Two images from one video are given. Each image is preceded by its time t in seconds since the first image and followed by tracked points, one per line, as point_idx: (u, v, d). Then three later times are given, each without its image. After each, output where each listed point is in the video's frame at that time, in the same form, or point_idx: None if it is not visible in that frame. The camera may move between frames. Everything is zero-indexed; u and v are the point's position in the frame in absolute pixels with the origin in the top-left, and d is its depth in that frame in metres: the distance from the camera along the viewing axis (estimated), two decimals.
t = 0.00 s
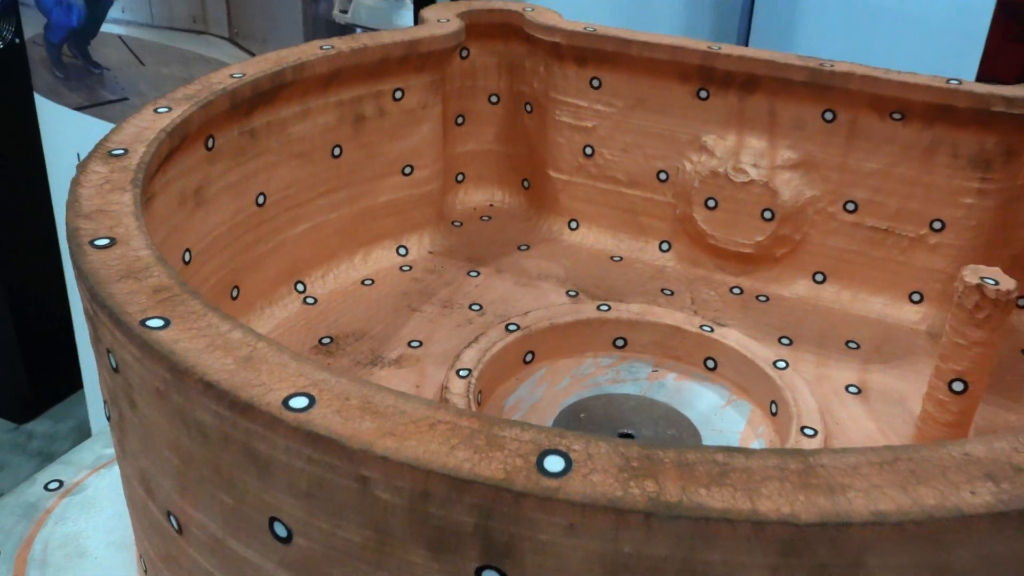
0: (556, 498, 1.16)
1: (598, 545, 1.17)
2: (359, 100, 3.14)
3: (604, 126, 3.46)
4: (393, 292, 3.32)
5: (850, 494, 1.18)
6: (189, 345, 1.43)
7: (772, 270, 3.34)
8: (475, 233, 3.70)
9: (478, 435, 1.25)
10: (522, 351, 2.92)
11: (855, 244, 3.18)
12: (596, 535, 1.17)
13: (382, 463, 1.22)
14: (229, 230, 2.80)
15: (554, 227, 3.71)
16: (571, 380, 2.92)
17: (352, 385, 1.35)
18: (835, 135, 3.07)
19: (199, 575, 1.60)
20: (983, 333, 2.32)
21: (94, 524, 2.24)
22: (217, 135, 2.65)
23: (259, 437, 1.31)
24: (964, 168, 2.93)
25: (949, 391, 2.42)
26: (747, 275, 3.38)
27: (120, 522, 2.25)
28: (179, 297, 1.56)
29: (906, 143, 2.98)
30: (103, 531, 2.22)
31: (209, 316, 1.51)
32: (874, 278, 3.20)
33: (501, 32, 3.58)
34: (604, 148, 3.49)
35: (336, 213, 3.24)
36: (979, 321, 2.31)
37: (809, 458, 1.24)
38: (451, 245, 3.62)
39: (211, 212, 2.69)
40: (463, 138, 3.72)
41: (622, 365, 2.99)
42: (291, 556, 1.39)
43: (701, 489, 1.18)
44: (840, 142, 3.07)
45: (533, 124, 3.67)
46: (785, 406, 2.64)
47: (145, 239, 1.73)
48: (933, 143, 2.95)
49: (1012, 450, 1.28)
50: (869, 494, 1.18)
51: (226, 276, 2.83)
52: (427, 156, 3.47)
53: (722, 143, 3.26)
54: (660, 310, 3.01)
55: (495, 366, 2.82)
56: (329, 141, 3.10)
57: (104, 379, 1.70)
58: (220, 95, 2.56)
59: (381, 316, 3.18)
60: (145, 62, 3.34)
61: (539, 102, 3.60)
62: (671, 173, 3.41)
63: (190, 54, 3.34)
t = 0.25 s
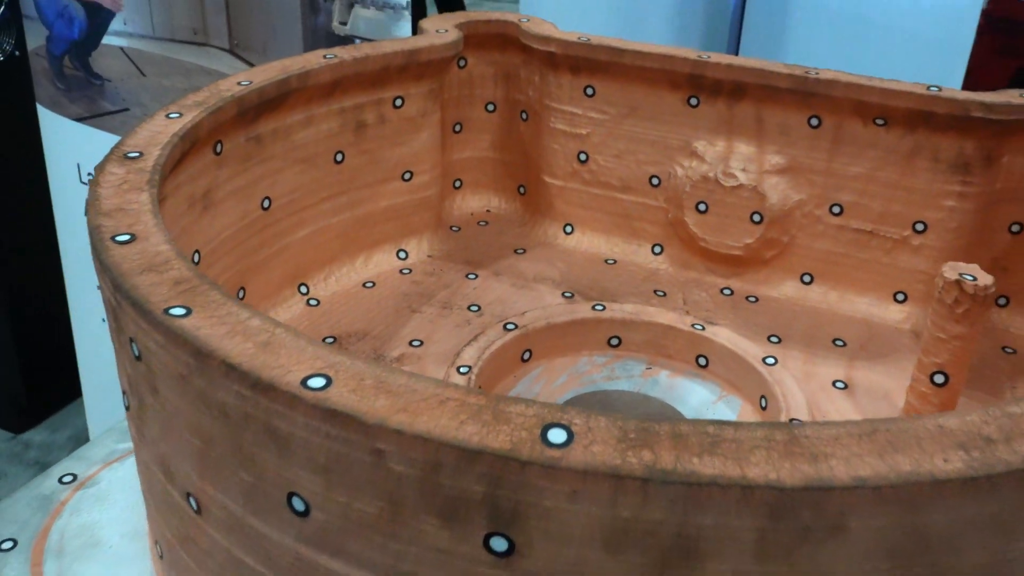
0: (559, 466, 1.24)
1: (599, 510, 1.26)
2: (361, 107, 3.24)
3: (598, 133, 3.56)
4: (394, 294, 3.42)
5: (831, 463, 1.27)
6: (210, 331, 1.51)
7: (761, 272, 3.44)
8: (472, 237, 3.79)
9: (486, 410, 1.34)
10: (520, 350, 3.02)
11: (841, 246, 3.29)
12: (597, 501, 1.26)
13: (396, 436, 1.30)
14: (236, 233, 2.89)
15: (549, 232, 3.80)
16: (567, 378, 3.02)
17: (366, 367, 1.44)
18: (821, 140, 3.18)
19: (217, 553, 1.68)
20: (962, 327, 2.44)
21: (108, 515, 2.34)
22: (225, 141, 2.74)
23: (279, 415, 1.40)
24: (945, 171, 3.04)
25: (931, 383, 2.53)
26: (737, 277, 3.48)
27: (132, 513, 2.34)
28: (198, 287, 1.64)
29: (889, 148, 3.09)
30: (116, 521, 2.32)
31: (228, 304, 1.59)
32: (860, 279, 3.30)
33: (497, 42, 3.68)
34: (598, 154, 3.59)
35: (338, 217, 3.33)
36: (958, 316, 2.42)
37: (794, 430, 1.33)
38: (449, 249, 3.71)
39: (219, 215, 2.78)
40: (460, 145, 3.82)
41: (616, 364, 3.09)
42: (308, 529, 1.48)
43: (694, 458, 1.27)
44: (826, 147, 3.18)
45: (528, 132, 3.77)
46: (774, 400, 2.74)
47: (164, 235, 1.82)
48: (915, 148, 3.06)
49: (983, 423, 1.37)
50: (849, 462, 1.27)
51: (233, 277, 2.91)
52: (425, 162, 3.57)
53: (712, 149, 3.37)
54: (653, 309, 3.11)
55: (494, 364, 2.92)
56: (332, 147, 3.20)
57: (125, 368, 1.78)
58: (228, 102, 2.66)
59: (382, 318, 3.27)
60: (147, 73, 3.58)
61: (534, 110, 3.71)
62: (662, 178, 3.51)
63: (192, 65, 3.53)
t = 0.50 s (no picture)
0: (573, 431, 1.34)
1: (609, 473, 1.36)
2: (365, 112, 3.35)
3: (593, 137, 3.68)
4: (397, 294, 3.52)
5: (823, 428, 1.37)
6: (239, 313, 1.60)
7: (752, 271, 3.56)
8: (471, 239, 3.90)
9: (503, 382, 1.44)
10: (520, 345, 3.13)
11: (829, 245, 3.41)
12: (607, 464, 1.36)
13: (421, 407, 1.40)
14: (246, 233, 2.98)
15: (546, 234, 3.91)
16: (566, 371, 3.11)
17: (389, 345, 1.53)
18: (809, 143, 3.31)
19: (243, 528, 1.77)
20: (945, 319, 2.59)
21: (128, 501, 2.45)
22: (236, 143, 2.83)
23: (307, 390, 1.49)
24: (928, 172, 3.17)
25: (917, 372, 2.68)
26: (729, 276, 3.60)
27: (150, 499, 2.46)
28: (225, 274, 1.74)
29: (875, 150, 3.22)
30: (135, 507, 2.43)
31: (254, 289, 1.69)
32: (847, 277, 3.42)
33: (495, 49, 3.80)
34: (594, 158, 3.71)
35: (342, 219, 3.42)
36: (942, 308, 2.57)
37: (788, 399, 1.43)
38: (449, 251, 3.81)
39: (230, 215, 2.87)
40: (459, 150, 3.93)
41: (613, 359, 3.20)
42: (334, 499, 1.57)
43: (696, 424, 1.36)
44: (814, 149, 3.31)
45: (525, 137, 3.88)
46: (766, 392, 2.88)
47: (188, 227, 1.91)
48: (899, 150, 3.19)
49: (962, 392, 1.48)
50: (839, 427, 1.38)
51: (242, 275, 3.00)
52: (426, 166, 3.67)
53: (704, 152, 3.49)
54: (648, 306, 3.23)
55: (497, 359, 3.04)
56: (337, 150, 3.30)
57: (151, 353, 1.87)
58: (241, 105, 2.75)
59: (386, 316, 3.37)
60: (146, 81, 3.71)
61: (531, 115, 3.82)
62: (656, 181, 3.63)
63: (192, 74, 3.66)
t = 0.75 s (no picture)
0: (588, 401, 1.45)
1: (620, 441, 1.47)
2: (370, 116, 3.46)
3: (590, 141, 3.80)
4: (400, 293, 3.63)
5: (817, 398, 1.49)
6: (271, 297, 1.70)
7: (743, 270, 3.69)
8: (470, 241, 4.01)
9: (521, 358, 1.55)
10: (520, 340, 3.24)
11: (817, 245, 3.55)
12: (619, 432, 1.46)
13: (445, 380, 1.51)
14: (257, 233, 3.08)
15: (543, 235, 4.03)
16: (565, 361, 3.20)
17: (412, 326, 1.64)
18: (798, 146, 3.45)
19: (268, 504, 1.87)
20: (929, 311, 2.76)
21: (145, 489, 2.51)
22: (249, 145, 2.94)
23: (337, 367, 1.59)
24: (912, 174, 3.31)
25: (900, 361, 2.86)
26: (721, 275, 3.73)
27: (167, 487, 2.51)
28: (254, 262, 1.84)
29: (861, 153, 3.36)
30: (152, 495, 2.49)
31: (282, 276, 1.79)
32: (835, 275, 3.56)
33: (495, 56, 3.92)
34: (590, 161, 3.83)
35: (348, 220, 3.53)
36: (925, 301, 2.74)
37: (784, 373, 1.54)
38: (449, 252, 3.92)
39: (243, 214, 2.97)
40: (460, 154, 4.04)
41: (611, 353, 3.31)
42: (359, 472, 1.67)
43: (700, 396, 1.47)
44: (803, 152, 3.45)
45: (523, 141, 4.00)
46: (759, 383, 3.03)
47: (215, 220, 2.01)
48: (884, 153, 3.33)
49: (945, 367, 1.59)
50: (832, 397, 1.49)
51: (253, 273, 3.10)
52: (428, 169, 3.78)
53: (697, 155, 3.62)
54: (644, 303, 3.38)
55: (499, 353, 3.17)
56: (344, 153, 3.40)
57: (180, 338, 1.97)
58: (255, 108, 2.86)
59: (389, 314, 3.48)
60: (146, 90, 3.83)
61: (530, 120, 3.94)
62: (651, 183, 3.75)
63: (191, 82, 3.78)
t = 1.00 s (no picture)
0: (601, 372, 1.58)
1: (630, 409, 1.59)
2: (375, 120, 3.58)
3: (586, 145, 3.94)
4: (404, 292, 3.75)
5: (811, 369, 1.62)
6: (300, 282, 1.82)
7: (734, 268, 3.84)
8: (470, 242, 4.13)
9: (538, 335, 1.67)
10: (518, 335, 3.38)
11: (804, 244, 3.70)
12: (631, 401, 1.59)
13: (468, 355, 1.63)
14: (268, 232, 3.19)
15: (541, 236, 4.16)
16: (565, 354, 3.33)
17: (434, 308, 1.76)
18: (786, 149, 3.60)
19: (294, 481, 1.97)
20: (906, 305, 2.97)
21: (164, 477, 2.61)
22: (261, 147, 3.05)
23: (365, 346, 1.71)
24: (895, 175, 3.47)
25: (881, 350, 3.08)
26: (713, 273, 3.88)
27: (185, 476, 2.62)
28: (282, 251, 1.95)
29: (846, 155, 3.51)
30: (171, 482, 2.60)
31: (309, 264, 1.90)
32: (822, 273, 3.72)
33: (493, 63, 4.04)
34: (586, 164, 3.97)
35: (353, 221, 3.65)
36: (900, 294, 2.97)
37: (781, 348, 1.67)
38: (449, 252, 4.04)
39: (255, 213, 3.08)
40: (459, 158, 4.16)
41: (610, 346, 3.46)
42: (384, 445, 1.78)
43: (703, 367, 1.60)
44: (790, 154, 3.60)
45: (521, 146, 4.13)
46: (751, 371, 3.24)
47: (241, 213, 2.12)
48: (868, 155, 3.48)
49: (927, 341, 1.73)
50: (825, 369, 1.62)
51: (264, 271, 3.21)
52: (429, 172, 3.91)
53: (689, 158, 3.76)
54: (639, 299, 3.57)
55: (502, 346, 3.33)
56: (349, 155, 3.53)
57: (208, 325, 2.07)
58: (268, 111, 2.97)
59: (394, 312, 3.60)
60: (146, 98, 4.24)
61: (527, 125, 4.07)
62: (645, 185, 3.89)
63: (191, 89, 4.16)
